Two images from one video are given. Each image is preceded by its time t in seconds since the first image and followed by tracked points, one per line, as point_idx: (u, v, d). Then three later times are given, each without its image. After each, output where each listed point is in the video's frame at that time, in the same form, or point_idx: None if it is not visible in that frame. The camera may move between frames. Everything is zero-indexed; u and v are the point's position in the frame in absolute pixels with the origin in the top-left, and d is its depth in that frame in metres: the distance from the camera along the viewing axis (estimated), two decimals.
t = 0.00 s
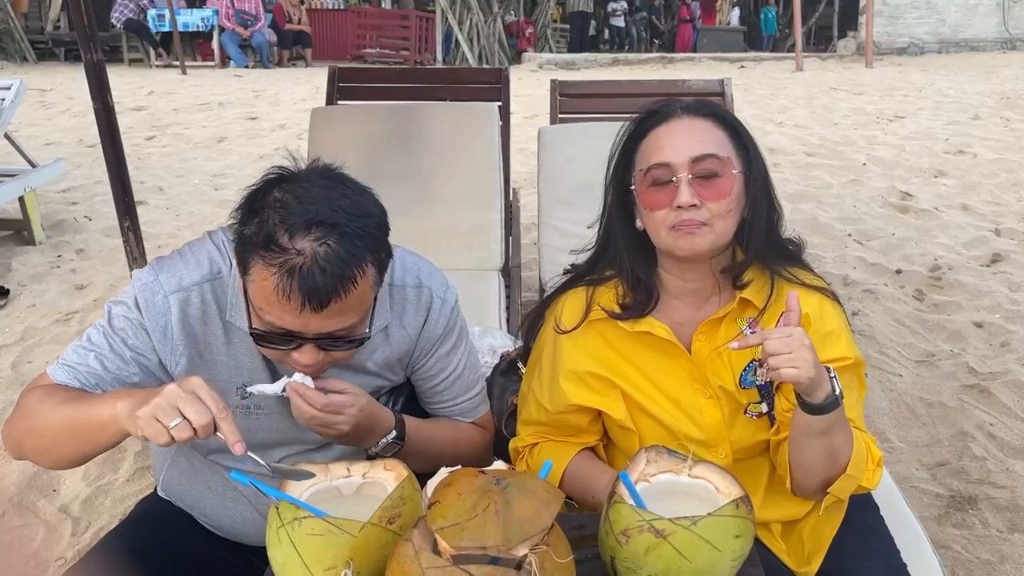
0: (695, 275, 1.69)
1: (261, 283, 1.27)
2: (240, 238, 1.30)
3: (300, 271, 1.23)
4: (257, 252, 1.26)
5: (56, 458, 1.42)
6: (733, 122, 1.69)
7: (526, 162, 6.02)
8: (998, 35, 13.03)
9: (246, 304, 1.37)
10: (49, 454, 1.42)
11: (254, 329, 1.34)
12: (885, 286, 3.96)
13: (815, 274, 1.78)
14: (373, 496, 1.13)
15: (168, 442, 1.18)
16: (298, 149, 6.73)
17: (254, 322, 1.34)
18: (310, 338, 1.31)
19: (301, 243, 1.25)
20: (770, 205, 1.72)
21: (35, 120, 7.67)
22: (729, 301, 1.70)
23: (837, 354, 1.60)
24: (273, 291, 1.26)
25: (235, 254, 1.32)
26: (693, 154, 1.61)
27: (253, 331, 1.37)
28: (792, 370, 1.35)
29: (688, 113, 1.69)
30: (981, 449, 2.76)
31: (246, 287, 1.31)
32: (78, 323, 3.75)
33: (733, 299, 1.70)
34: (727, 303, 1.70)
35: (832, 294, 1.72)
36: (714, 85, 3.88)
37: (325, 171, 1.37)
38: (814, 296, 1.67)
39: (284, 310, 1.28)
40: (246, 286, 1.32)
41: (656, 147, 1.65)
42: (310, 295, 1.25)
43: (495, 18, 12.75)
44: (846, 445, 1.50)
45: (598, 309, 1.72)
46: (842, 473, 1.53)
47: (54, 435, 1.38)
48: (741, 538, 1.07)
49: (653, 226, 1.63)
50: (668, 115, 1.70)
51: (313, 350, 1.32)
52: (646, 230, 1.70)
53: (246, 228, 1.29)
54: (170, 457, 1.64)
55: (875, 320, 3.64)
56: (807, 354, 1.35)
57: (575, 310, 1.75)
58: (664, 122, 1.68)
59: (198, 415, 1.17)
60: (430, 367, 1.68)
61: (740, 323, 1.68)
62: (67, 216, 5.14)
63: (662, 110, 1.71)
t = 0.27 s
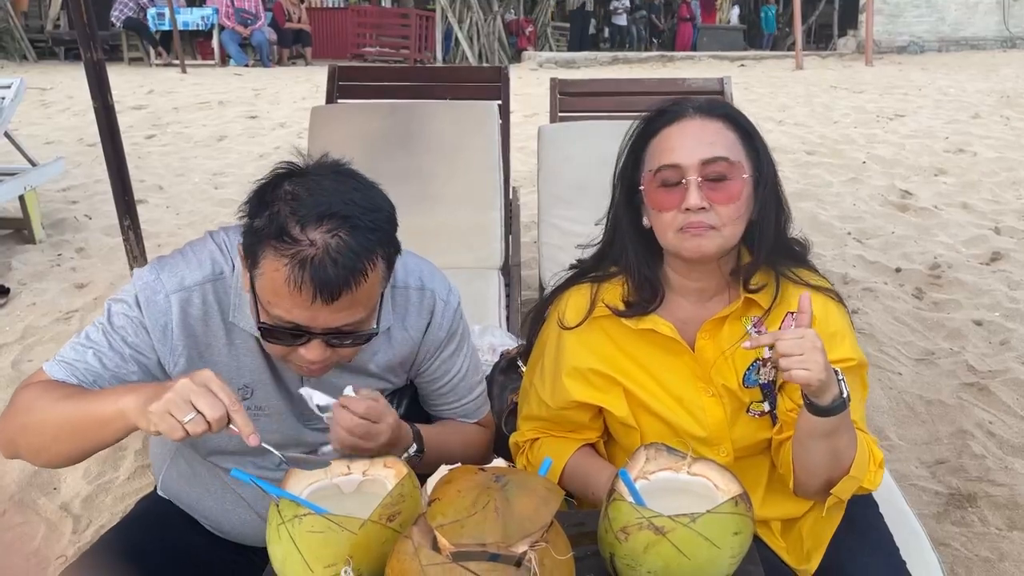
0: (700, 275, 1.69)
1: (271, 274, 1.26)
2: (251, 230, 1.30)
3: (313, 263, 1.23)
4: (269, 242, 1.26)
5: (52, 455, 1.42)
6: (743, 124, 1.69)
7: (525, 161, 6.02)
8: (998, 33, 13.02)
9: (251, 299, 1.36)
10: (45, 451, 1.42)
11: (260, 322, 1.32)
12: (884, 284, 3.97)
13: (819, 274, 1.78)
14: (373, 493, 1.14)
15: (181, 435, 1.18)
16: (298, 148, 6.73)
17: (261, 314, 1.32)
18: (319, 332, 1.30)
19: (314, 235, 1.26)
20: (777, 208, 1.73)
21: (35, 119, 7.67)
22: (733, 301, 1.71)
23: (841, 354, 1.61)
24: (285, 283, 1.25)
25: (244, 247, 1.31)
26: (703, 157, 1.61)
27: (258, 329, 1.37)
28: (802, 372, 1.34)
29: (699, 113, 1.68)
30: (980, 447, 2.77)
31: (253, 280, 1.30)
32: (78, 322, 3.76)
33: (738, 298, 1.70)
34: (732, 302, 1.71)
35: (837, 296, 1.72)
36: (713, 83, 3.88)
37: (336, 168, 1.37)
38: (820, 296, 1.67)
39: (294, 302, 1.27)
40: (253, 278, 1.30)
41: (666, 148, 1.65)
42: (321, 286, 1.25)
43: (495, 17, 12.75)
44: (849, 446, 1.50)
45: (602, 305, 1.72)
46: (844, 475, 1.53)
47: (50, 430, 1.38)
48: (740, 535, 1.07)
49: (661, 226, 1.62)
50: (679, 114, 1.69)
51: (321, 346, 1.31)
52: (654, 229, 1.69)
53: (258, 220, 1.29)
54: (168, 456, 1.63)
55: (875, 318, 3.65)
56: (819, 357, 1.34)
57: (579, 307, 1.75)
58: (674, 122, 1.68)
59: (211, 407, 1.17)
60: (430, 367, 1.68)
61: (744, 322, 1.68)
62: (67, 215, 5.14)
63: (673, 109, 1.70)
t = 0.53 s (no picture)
0: (706, 275, 1.69)
1: (296, 267, 1.26)
2: (274, 224, 1.30)
3: (339, 259, 1.24)
4: (296, 236, 1.26)
5: (51, 436, 1.39)
6: (743, 121, 1.69)
7: (525, 159, 6.02)
8: (998, 31, 13.01)
9: (268, 294, 1.35)
10: (43, 430, 1.38)
11: (278, 317, 1.32)
12: (884, 283, 3.97)
13: (823, 273, 1.79)
14: (373, 491, 1.14)
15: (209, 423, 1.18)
16: (297, 147, 6.73)
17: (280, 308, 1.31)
18: (337, 329, 1.29)
19: (339, 231, 1.26)
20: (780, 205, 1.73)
21: (35, 117, 7.68)
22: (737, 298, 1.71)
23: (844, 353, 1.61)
24: (308, 277, 1.25)
25: (266, 240, 1.31)
26: (707, 157, 1.61)
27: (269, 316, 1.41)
28: (820, 365, 1.36)
29: (696, 117, 1.67)
30: (979, 445, 2.77)
31: (273, 274, 1.30)
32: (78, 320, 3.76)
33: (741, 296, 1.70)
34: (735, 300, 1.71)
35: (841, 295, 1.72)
36: (713, 81, 3.88)
37: (359, 165, 1.38)
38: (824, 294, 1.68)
39: (316, 298, 1.26)
40: (273, 273, 1.30)
41: (669, 152, 1.65)
42: (345, 283, 1.24)
43: (495, 15, 12.75)
44: (852, 444, 1.51)
45: (608, 302, 1.72)
46: (846, 473, 1.54)
47: (54, 409, 1.34)
48: (739, 533, 1.07)
49: (671, 233, 1.63)
50: (676, 116, 1.69)
51: (336, 343, 1.31)
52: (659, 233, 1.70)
53: (283, 214, 1.29)
54: (171, 452, 1.63)
55: (874, 316, 3.65)
56: (837, 352, 1.36)
57: (582, 306, 1.75)
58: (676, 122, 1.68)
59: (245, 400, 1.18)
60: (435, 365, 1.68)
61: (749, 320, 1.67)
62: (67, 214, 5.14)
63: (671, 112, 1.70)
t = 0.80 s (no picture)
0: (707, 272, 1.70)
1: (319, 223, 1.29)
2: (297, 185, 1.35)
3: (365, 214, 1.27)
4: (321, 192, 1.30)
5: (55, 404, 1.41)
6: (745, 118, 1.69)
7: (524, 157, 6.02)
8: (998, 30, 12.99)
9: (288, 259, 1.38)
10: (58, 408, 1.41)
11: (297, 277, 1.33)
12: (883, 281, 3.97)
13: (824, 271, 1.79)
14: (370, 487, 1.14)
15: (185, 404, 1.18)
16: (297, 145, 6.73)
17: (298, 268, 1.33)
18: (355, 290, 1.31)
19: (361, 189, 1.30)
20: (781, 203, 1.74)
21: (34, 115, 7.67)
22: (737, 294, 1.70)
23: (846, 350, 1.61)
24: (332, 232, 1.28)
25: (289, 201, 1.35)
26: (711, 151, 1.62)
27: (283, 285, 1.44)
28: (834, 362, 1.36)
29: (699, 113, 1.67)
30: (977, 443, 2.77)
31: (293, 234, 1.33)
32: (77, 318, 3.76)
33: (742, 292, 1.70)
34: (736, 296, 1.70)
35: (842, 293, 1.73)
36: (712, 79, 3.88)
37: (380, 136, 1.41)
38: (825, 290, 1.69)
39: (337, 255, 1.29)
40: (294, 233, 1.33)
41: (672, 152, 1.65)
42: (368, 239, 1.28)
43: (494, 13, 12.75)
44: (856, 438, 1.51)
45: (609, 300, 1.72)
46: (848, 468, 1.54)
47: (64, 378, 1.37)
48: (737, 529, 1.08)
49: (673, 232, 1.64)
50: (680, 114, 1.69)
51: (352, 306, 1.33)
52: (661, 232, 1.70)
53: (307, 173, 1.34)
54: (171, 444, 1.64)
55: (873, 314, 3.65)
56: (852, 350, 1.36)
57: (583, 305, 1.75)
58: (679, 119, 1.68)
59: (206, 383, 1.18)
60: (435, 349, 1.70)
61: (750, 316, 1.67)
62: (66, 211, 5.14)
63: (674, 110, 1.70)
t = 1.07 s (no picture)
0: (708, 269, 1.69)
1: (323, 196, 1.31)
2: (300, 163, 1.37)
3: (369, 187, 1.30)
4: (325, 167, 1.33)
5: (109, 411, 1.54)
6: (750, 119, 1.69)
7: (524, 156, 6.02)
8: (998, 29, 12.98)
9: (292, 237, 1.40)
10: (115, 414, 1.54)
11: (302, 253, 1.36)
12: (883, 280, 3.97)
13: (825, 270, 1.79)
14: (370, 486, 1.14)
15: (197, 436, 1.26)
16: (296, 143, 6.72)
17: (303, 242, 1.36)
18: (359, 264, 1.34)
19: (365, 163, 1.33)
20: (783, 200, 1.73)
21: (33, 113, 7.66)
22: (738, 292, 1.70)
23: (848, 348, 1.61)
24: (336, 205, 1.31)
25: (293, 179, 1.37)
26: (715, 145, 1.62)
27: (288, 270, 1.46)
28: (835, 356, 1.36)
29: (703, 111, 1.67)
30: (978, 442, 2.77)
31: (298, 210, 1.35)
32: (77, 317, 3.75)
33: (743, 290, 1.70)
34: (737, 294, 1.70)
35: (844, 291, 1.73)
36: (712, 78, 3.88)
37: (383, 118, 1.43)
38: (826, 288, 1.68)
39: (341, 228, 1.32)
40: (298, 209, 1.36)
41: (675, 147, 1.64)
42: (372, 210, 1.30)
43: (494, 12, 12.74)
44: (857, 435, 1.51)
45: (610, 298, 1.72)
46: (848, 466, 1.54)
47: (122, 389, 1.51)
48: (738, 528, 1.07)
49: (673, 227, 1.64)
50: (683, 110, 1.68)
51: (356, 281, 1.35)
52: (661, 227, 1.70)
53: (310, 151, 1.37)
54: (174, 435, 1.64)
55: (873, 313, 3.65)
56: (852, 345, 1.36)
57: (585, 303, 1.75)
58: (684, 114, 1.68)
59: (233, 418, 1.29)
60: (431, 341, 1.71)
61: (751, 314, 1.67)
62: (65, 210, 5.14)
63: (676, 107, 1.69)
